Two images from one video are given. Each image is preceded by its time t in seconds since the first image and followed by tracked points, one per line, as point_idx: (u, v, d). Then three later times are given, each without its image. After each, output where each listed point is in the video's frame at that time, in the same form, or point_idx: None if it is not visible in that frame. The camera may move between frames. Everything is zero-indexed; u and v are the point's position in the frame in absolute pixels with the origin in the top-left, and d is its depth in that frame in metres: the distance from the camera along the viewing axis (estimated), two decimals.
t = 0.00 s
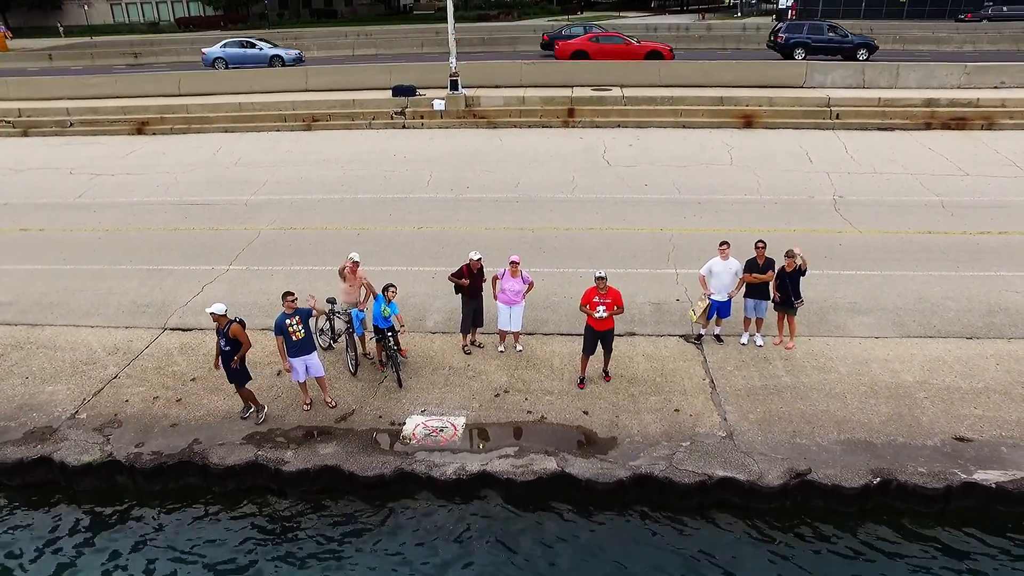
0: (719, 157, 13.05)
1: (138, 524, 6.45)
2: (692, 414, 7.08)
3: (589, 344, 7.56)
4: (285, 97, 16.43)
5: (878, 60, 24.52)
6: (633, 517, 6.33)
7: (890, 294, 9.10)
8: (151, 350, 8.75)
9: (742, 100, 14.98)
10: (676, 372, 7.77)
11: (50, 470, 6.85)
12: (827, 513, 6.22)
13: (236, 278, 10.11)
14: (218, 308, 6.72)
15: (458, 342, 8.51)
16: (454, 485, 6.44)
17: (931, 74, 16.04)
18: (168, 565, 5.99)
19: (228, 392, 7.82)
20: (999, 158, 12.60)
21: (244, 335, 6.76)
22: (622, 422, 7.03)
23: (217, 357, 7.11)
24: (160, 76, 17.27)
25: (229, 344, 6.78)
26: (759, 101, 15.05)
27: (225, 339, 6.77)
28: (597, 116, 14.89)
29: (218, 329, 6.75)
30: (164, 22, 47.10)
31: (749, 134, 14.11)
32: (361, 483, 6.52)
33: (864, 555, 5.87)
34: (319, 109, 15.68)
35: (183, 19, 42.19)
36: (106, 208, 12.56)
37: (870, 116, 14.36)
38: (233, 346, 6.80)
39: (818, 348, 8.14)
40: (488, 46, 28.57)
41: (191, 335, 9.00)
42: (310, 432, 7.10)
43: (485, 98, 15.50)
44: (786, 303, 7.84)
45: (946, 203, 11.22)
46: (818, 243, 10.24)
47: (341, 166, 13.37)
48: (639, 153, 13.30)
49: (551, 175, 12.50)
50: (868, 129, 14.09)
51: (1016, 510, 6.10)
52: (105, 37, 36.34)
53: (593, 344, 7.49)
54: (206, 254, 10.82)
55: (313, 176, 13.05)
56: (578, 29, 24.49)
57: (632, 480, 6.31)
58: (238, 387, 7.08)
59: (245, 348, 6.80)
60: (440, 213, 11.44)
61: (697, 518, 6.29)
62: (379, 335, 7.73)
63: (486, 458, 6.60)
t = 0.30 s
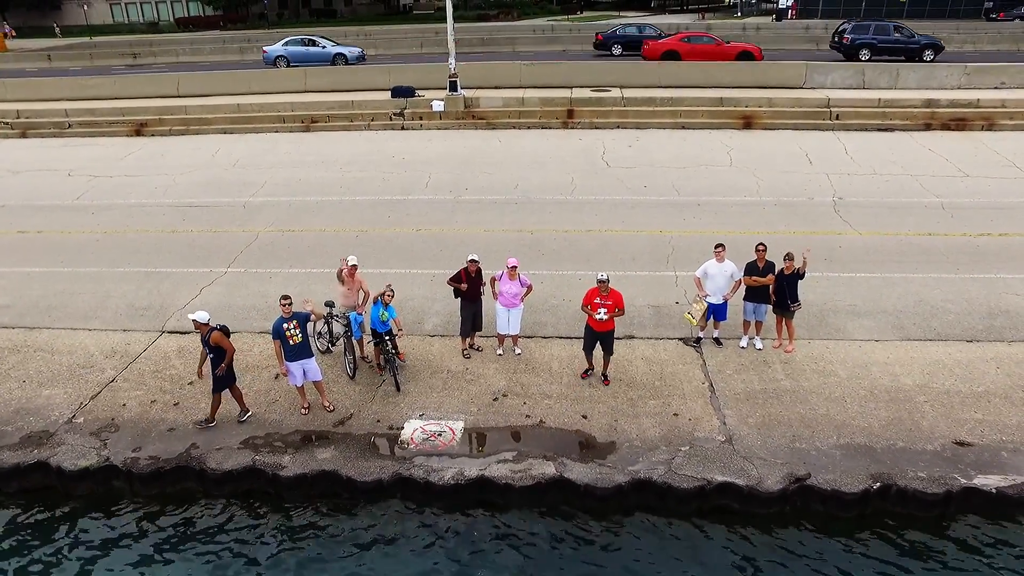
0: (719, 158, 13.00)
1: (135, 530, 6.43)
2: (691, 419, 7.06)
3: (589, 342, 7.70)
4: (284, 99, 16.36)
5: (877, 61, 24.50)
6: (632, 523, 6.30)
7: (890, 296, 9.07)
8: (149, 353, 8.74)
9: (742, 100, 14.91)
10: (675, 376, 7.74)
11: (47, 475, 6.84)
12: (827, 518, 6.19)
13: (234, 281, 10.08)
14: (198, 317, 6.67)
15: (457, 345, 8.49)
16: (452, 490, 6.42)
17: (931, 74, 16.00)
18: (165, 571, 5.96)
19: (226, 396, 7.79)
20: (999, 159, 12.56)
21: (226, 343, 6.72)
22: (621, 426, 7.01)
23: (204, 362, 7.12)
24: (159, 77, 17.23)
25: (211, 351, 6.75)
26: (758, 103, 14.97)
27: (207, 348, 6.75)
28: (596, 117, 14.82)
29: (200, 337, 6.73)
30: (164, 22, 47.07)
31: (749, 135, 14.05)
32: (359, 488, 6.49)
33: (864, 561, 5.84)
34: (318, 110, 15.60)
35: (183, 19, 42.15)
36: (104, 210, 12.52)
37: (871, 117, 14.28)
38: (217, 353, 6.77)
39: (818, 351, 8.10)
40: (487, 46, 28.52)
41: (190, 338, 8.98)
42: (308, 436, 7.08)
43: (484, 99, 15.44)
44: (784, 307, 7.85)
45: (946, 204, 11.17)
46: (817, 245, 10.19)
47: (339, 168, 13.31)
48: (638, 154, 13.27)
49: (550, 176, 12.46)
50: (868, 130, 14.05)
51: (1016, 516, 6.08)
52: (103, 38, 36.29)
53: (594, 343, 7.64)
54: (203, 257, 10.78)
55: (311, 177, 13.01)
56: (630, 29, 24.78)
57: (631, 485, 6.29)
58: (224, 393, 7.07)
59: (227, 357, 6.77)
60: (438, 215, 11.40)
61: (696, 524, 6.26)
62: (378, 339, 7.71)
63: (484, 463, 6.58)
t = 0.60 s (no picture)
0: (710, 163, 13.03)
1: (125, 546, 6.39)
2: (683, 429, 7.08)
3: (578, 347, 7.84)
4: (275, 104, 16.28)
5: (866, 64, 24.64)
6: (624, 535, 6.32)
7: (880, 303, 9.12)
8: (140, 366, 8.69)
9: (732, 105, 14.94)
10: (667, 386, 7.76)
11: (37, 491, 6.80)
12: (818, 530, 6.21)
13: (225, 290, 10.04)
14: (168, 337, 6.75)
15: (449, 356, 8.48)
16: (444, 504, 6.42)
17: (920, 78, 16.10)
18: None
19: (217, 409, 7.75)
20: (987, 163, 12.64)
21: (190, 364, 6.69)
22: (613, 437, 7.02)
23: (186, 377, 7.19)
24: (148, 82, 17.11)
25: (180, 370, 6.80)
26: (749, 108, 14.95)
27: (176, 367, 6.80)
28: (588, 122, 14.83)
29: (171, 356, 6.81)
30: (153, 24, 46.80)
31: (739, 140, 14.08)
32: (351, 503, 6.48)
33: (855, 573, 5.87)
34: (308, 116, 15.47)
35: (172, 21, 41.93)
36: (93, 218, 12.43)
37: (861, 121, 14.33)
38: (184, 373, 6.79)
39: (808, 360, 8.15)
40: (478, 49, 28.48)
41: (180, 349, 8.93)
42: (300, 450, 7.06)
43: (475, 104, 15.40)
44: (774, 316, 7.88)
45: (935, 210, 11.23)
46: (808, 252, 10.23)
47: (330, 174, 13.28)
48: (629, 159, 13.30)
49: (542, 183, 12.46)
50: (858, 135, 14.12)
51: (1004, 526, 6.13)
52: (92, 40, 36.01)
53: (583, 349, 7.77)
54: (194, 265, 10.73)
55: (302, 184, 12.97)
56: (675, 32, 25.07)
57: (623, 498, 6.30)
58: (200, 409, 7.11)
59: (191, 377, 6.77)
60: (430, 223, 11.38)
61: (687, 536, 6.28)
62: (369, 351, 7.69)
63: (476, 477, 6.58)
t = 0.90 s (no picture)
0: (706, 183, 13.14)
1: None
2: (676, 464, 7.22)
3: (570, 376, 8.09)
4: (274, 121, 16.39)
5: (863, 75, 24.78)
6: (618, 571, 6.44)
7: (872, 330, 9.25)
8: (142, 396, 8.82)
9: (728, 122, 15.03)
10: (661, 418, 7.89)
11: (43, 527, 6.93)
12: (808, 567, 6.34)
13: (225, 316, 10.16)
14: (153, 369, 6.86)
15: (447, 386, 8.61)
16: (442, 541, 6.55)
17: (916, 94, 16.22)
18: None
19: (219, 442, 7.87)
20: (980, 183, 12.73)
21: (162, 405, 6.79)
22: (608, 472, 7.16)
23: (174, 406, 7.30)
24: (148, 98, 17.21)
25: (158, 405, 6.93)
26: (744, 125, 15.05)
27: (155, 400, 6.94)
28: (585, 139, 14.95)
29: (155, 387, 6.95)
30: (151, 30, 46.86)
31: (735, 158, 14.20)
32: (351, 540, 6.61)
33: None
34: (308, 133, 15.65)
35: (170, 27, 41.97)
36: (94, 239, 12.54)
37: (856, 138, 14.44)
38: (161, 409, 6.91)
39: (800, 390, 8.27)
40: (477, 58, 28.59)
41: (182, 378, 9.05)
42: (301, 485, 7.20)
43: (472, 121, 15.52)
44: (766, 348, 8.00)
45: (928, 232, 11.35)
46: (802, 276, 10.35)
47: (329, 194, 13.39)
48: (626, 178, 13.41)
49: (539, 204, 12.58)
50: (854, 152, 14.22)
51: (990, 562, 6.26)
52: (90, 47, 36.07)
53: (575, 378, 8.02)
54: (195, 290, 10.84)
55: (301, 205, 13.08)
56: (723, 43, 25.48)
57: (617, 535, 6.44)
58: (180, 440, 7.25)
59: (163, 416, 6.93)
60: (428, 245, 11.49)
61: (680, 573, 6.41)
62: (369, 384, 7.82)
63: (474, 513, 6.71)
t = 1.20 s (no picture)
0: (700, 217, 13.41)
1: None
2: (666, 518, 7.50)
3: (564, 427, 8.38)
4: (275, 149, 16.65)
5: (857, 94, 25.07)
6: None
7: (859, 375, 9.53)
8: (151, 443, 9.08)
9: (723, 153, 15.32)
10: (652, 469, 8.18)
11: None
12: None
13: (231, 360, 10.43)
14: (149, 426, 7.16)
15: (447, 435, 8.91)
16: None
17: (907, 123, 16.50)
18: None
19: (226, 494, 8.15)
20: (969, 217, 13.02)
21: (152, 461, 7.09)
22: (600, 526, 7.44)
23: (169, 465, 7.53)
24: (150, 126, 17.48)
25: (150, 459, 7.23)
26: (738, 155, 15.35)
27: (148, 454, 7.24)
28: (582, 170, 15.23)
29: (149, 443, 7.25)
30: (151, 41, 47.09)
31: (730, 189, 14.51)
32: None
33: None
34: (307, 163, 15.88)
35: (169, 39, 42.18)
36: (99, 275, 12.79)
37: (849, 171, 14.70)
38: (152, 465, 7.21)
39: (787, 440, 8.56)
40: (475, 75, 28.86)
41: (189, 425, 9.32)
42: (306, 539, 7.48)
43: (471, 152, 15.79)
44: (755, 401, 8.28)
45: (917, 269, 11.62)
46: (792, 318, 10.61)
47: (331, 228, 13.67)
48: (622, 212, 13.69)
49: (536, 240, 12.85)
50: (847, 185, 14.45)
51: None
52: (90, 61, 36.28)
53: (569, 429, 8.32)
54: (200, 331, 11.11)
55: (303, 240, 13.34)
56: (778, 65, 25.98)
57: None
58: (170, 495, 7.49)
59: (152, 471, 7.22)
60: (427, 284, 11.76)
61: None
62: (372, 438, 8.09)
63: (472, 569, 6.98)
